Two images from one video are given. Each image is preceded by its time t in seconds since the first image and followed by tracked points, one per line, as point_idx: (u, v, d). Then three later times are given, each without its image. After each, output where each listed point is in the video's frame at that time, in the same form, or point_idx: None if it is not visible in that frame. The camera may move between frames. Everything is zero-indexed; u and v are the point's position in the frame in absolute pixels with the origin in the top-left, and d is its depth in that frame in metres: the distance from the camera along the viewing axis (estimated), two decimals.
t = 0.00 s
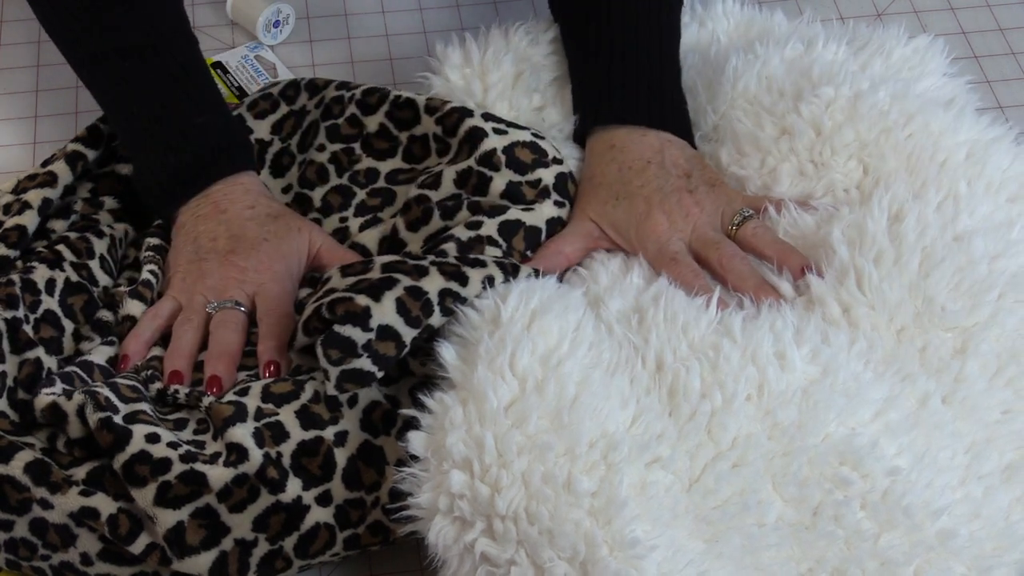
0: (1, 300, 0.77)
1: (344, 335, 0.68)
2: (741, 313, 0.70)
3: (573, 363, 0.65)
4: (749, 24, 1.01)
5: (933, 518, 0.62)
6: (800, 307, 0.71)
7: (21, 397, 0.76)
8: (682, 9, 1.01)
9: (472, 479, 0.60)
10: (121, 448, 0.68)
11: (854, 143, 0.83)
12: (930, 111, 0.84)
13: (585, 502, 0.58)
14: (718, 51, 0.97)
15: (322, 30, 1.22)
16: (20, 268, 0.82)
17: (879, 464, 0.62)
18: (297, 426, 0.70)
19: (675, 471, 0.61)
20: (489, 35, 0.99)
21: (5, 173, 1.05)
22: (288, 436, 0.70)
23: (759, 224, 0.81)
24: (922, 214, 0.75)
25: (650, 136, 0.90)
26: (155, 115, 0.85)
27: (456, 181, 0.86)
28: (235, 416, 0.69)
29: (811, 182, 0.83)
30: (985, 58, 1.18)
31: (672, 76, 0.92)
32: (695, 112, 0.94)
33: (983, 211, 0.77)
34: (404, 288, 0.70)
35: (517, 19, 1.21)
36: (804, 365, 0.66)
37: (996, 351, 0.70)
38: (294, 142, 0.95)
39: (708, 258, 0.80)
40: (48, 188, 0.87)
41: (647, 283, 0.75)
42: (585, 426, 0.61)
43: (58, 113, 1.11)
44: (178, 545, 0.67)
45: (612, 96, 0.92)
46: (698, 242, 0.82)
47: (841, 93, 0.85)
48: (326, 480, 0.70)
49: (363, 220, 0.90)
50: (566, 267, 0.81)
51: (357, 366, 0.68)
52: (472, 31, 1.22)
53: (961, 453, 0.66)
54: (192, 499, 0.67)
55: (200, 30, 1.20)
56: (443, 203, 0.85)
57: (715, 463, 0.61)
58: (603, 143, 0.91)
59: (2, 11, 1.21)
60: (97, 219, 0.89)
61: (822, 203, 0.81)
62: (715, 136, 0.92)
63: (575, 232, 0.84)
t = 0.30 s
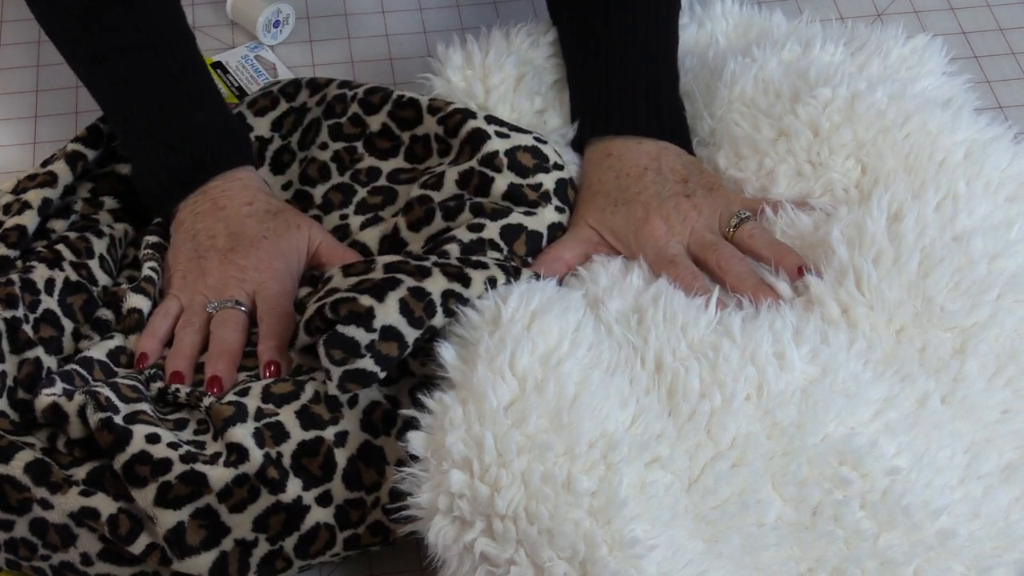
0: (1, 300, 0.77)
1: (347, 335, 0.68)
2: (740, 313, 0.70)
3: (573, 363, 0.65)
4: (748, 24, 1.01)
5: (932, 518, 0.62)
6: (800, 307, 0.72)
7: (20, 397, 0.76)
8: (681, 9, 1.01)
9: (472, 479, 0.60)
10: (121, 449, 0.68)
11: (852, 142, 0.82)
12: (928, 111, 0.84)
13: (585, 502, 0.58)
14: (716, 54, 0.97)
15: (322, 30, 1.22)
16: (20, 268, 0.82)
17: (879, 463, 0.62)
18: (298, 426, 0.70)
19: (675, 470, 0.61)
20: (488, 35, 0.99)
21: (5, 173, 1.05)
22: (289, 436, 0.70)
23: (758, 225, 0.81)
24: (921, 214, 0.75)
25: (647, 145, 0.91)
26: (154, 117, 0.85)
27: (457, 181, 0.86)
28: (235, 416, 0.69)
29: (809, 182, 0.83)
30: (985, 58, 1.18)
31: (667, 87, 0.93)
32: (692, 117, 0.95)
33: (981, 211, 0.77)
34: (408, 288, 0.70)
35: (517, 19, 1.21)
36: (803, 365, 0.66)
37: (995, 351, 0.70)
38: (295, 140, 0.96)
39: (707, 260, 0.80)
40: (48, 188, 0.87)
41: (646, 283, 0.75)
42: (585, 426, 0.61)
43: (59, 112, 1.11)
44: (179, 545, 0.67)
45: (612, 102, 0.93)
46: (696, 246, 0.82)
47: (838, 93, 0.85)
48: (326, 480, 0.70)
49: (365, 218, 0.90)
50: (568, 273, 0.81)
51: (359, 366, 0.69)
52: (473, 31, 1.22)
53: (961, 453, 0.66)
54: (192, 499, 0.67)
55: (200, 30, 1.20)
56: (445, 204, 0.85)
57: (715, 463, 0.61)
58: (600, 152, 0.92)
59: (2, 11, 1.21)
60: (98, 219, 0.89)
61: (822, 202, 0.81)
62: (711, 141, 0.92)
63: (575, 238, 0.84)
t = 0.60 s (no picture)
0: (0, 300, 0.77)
1: (343, 346, 0.68)
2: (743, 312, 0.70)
3: (573, 363, 0.65)
4: (750, 23, 1.01)
5: (933, 518, 0.62)
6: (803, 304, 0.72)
7: (19, 396, 0.76)
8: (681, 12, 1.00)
9: (472, 479, 0.60)
10: (121, 449, 0.68)
11: (856, 136, 0.82)
12: (933, 109, 0.84)
13: (585, 503, 0.58)
14: (720, 47, 0.97)
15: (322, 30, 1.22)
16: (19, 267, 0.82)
17: (880, 464, 0.62)
18: (298, 425, 0.70)
19: (676, 471, 0.61)
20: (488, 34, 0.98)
21: (5, 174, 1.05)
22: (289, 435, 0.69)
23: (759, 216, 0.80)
24: (923, 213, 0.75)
25: (654, 99, 0.89)
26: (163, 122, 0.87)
27: (455, 172, 0.85)
28: (235, 415, 0.69)
29: (811, 175, 0.82)
30: (985, 57, 1.18)
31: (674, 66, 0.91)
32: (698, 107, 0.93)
33: (984, 210, 0.77)
34: (402, 296, 0.69)
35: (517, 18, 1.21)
36: (805, 365, 0.66)
37: (996, 351, 0.70)
38: (296, 138, 0.96)
39: (695, 233, 0.81)
40: (49, 188, 0.87)
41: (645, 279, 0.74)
42: (586, 427, 0.61)
43: (59, 113, 1.11)
44: (179, 545, 0.67)
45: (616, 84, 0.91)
46: (688, 215, 0.82)
47: (846, 86, 0.85)
48: (327, 479, 0.70)
49: (365, 215, 0.90)
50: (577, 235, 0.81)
51: (354, 376, 0.69)
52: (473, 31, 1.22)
53: (962, 453, 0.66)
54: (193, 499, 0.67)
55: (200, 30, 1.20)
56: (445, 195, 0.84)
57: (716, 463, 0.61)
58: (607, 99, 0.90)
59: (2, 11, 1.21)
60: (97, 218, 0.88)
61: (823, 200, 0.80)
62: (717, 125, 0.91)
63: (576, 194, 0.84)
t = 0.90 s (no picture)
0: None
1: (335, 353, 0.68)
2: (749, 302, 0.69)
3: (576, 365, 0.65)
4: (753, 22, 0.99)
5: (936, 522, 0.61)
6: (812, 292, 0.71)
7: (16, 398, 0.76)
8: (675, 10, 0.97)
9: (474, 482, 0.60)
10: (120, 452, 0.67)
11: (877, 112, 0.81)
12: (954, 95, 0.84)
13: (588, 507, 0.58)
14: (727, 39, 0.94)
15: (322, 29, 1.21)
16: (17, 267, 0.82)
17: (884, 468, 0.62)
18: (298, 427, 0.70)
19: (680, 474, 0.61)
20: (488, 32, 0.98)
21: (6, 174, 1.05)
22: (290, 437, 0.69)
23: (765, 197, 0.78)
24: (945, 203, 0.76)
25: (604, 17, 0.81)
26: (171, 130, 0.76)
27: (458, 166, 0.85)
28: (235, 417, 0.69)
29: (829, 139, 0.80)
30: (985, 57, 1.18)
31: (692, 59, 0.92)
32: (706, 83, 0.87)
33: (1001, 206, 0.77)
34: (398, 302, 0.69)
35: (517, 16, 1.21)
36: (810, 365, 0.66)
37: (1005, 350, 0.70)
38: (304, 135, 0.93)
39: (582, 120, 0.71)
40: (48, 188, 0.87)
41: (645, 268, 0.73)
42: (587, 430, 0.61)
43: (59, 112, 1.10)
44: (179, 549, 0.67)
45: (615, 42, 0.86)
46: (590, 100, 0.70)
47: (867, 68, 0.84)
48: (328, 482, 0.70)
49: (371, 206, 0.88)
50: (551, 167, 0.73)
51: (348, 382, 0.69)
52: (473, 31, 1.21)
53: (965, 455, 0.65)
54: (193, 503, 0.67)
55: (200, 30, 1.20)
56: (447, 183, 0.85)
57: (720, 467, 0.61)
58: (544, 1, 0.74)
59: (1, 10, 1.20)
60: (96, 218, 0.88)
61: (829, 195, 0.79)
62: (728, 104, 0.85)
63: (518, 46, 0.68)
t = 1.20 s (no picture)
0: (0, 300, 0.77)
1: (338, 351, 0.68)
2: (749, 301, 0.69)
3: (576, 365, 0.65)
4: (752, 22, 0.99)
5: (936, 522, 0.61)
6: (812, 292, 0.71)
7: (15, 398, 0.76)
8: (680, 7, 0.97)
9: (473, 482, 0.60)
10: (120, 453, 0.67)
11: (877, 112, 0.81)
12: (954, 95, 0.84)
13: (588, 508, 0.58)
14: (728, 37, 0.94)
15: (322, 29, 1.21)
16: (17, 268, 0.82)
17: (885, 468, 0.62)
18: (298, 428, 0.69)
19: (680, 474, 0.60)
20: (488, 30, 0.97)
21: (5, 174, 1.05)
22: (290, 438, 0.69)
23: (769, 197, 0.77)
24: (945, 203, 0.76)
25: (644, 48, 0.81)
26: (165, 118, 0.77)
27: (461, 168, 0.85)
28: (235, 417, 0.69)
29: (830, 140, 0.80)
30: (985, 58, 1.18)
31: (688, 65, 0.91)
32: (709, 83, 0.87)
33: (1002, 206, 0.77)
34: (400, 300, 0.69)
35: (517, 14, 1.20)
36: (810, 365, 0.66)
37: (1006, 350, 0.70)
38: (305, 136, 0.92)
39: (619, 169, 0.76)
40: (48, 188, 0.87)
41: (645, 268, 0.73)
42: (587, 430, 0.61)
43: (59, 112, 1.10)
44: (179, 549, 0.67)
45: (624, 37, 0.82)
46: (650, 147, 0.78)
47: (867, 67, 0.84)
48: (328, 483, 0.70)
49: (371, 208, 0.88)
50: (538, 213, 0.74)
51: (351, 380, 0.69)
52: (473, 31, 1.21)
53: (966, 455, 0.65)
54: (194, 503, 0.67)
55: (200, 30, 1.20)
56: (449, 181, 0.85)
57: (721, 467, 0.61)
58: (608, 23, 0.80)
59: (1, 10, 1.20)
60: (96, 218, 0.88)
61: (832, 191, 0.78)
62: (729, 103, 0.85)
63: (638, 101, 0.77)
